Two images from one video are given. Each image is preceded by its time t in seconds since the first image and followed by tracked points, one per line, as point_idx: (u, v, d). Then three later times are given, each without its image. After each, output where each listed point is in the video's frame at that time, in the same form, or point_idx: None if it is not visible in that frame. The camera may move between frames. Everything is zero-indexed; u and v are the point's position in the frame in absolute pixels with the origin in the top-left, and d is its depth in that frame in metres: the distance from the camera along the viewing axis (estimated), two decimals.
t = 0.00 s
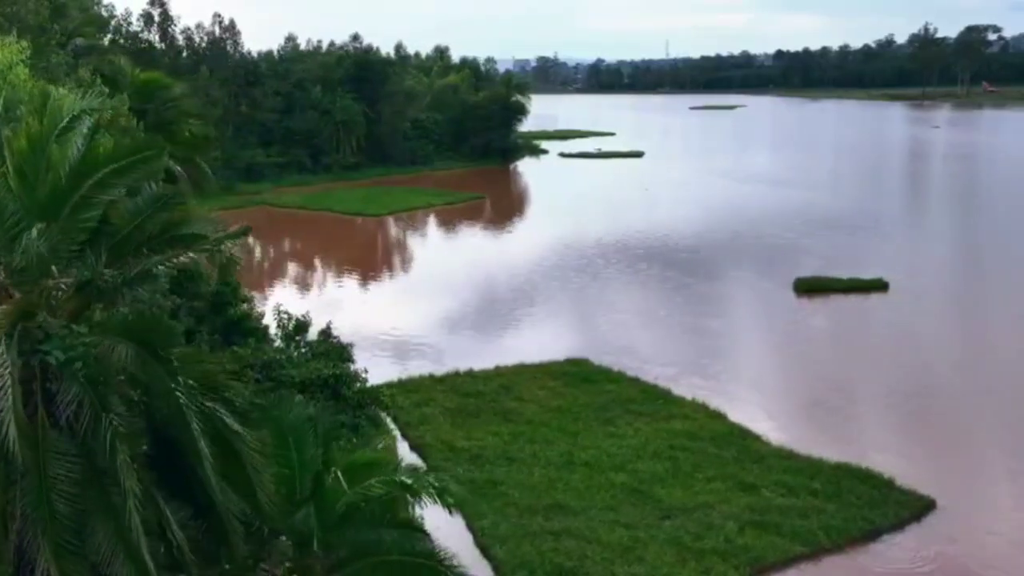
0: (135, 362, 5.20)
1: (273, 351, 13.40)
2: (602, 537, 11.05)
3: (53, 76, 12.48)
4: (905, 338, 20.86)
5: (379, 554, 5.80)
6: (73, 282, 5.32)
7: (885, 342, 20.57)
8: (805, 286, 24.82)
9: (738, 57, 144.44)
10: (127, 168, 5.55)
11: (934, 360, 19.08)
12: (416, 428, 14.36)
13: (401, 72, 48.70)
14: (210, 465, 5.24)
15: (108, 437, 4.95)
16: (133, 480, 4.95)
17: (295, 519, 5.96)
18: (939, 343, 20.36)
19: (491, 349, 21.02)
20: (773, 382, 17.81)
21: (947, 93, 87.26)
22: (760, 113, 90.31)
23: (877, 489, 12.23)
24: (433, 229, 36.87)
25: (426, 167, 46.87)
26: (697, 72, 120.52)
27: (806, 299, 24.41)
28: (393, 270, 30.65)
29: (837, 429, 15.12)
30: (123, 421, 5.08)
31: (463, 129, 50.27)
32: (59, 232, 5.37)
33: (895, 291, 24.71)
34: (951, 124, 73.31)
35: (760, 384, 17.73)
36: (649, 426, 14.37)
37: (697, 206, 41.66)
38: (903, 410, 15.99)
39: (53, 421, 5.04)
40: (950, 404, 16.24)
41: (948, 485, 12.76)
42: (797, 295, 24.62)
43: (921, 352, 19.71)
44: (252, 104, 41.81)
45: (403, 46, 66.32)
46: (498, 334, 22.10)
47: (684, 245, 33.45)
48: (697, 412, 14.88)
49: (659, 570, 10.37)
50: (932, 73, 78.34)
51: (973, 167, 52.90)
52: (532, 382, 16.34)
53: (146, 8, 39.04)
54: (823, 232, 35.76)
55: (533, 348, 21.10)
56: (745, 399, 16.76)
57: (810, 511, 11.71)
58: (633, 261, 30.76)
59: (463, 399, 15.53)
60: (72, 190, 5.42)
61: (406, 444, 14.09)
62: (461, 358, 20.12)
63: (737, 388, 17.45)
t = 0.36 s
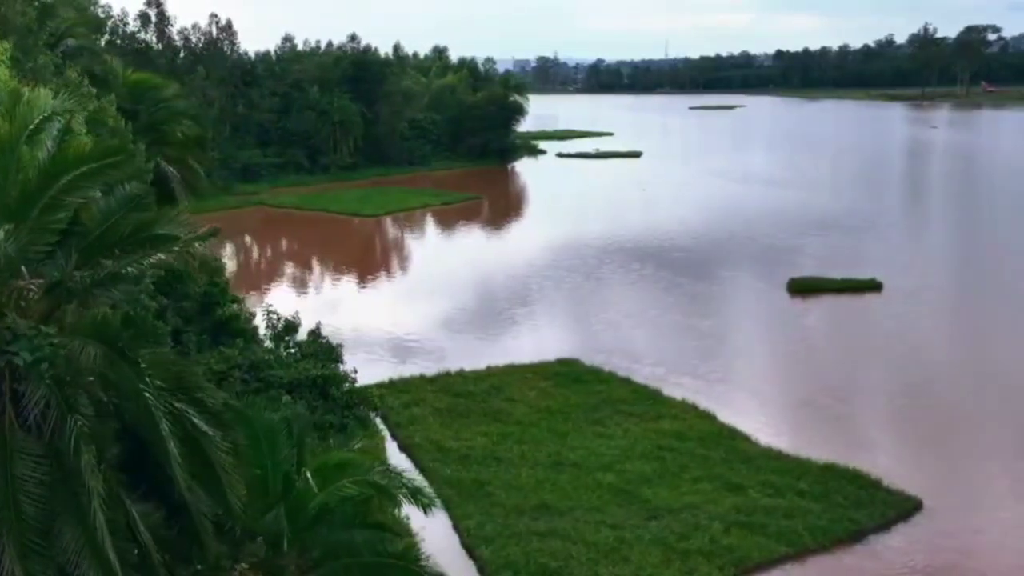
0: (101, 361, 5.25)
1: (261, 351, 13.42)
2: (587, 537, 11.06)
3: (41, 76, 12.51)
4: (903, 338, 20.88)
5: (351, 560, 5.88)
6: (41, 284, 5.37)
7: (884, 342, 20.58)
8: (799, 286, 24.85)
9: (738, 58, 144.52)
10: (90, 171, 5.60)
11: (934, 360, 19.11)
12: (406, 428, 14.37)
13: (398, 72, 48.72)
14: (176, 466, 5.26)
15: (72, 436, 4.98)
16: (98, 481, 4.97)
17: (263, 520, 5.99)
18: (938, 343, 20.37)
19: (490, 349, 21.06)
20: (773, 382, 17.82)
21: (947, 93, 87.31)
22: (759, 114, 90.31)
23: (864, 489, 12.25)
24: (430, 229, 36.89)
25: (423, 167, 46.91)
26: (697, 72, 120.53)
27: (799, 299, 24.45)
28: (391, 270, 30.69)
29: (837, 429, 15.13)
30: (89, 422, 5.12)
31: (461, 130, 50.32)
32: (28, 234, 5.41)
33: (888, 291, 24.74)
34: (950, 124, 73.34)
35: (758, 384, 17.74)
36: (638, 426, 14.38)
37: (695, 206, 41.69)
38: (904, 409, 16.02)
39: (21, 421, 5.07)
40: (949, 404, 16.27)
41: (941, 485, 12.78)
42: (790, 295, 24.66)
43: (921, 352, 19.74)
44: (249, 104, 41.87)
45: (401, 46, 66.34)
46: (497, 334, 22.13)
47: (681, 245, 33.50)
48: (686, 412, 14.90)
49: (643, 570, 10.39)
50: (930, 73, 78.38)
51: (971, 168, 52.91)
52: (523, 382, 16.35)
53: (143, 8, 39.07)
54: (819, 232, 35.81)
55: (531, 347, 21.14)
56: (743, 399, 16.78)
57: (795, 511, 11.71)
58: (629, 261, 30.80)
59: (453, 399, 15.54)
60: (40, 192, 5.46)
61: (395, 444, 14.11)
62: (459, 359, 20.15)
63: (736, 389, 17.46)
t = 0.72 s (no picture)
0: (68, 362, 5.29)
1: (250, 351, 13.42)
2: (572, 537, 11.06)
3: (32, 75, 12.48)
4: (901, 338, 20.91)
5: (324, 560, 5.90)
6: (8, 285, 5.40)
7: (881, 342, 20.61)
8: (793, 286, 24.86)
9: (738, 58, 144.53)
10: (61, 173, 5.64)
11: (930, 360, 19.13)
12: (394, 428, 14.38)
13: (396, 72, 48.72)
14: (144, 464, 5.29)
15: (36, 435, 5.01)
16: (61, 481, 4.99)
17: (234, 519, 6.02)
18: (936, 342, 20.41)
19: (489, 349, 21.06)
20: (772, 381, 17.83)
21: (946, 93, 87.29)
22: (758, 114, 90.32)
23: (851, 489, 12.25)
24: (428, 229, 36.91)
25: (421, 167, 46.92)
26: (696, 71, 120.55)
27: (793, 300, 24.47)
28: (388, 271, 30.70)
29: (835, 429, 15.14)
30: (55, 420, 5.16)
31: (458, 130, 50.33)
32: None
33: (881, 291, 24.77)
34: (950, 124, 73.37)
35: (756, 383, 17.75)
36: (627, 426, 14.38)
37: (692, 207, 41.69)
38: (902, 409, 16.04)
39: None
40: (946, 404, 16.31)
41: (934, 485, 12.80)
42: (784, 296, 24.68)
43: (919, 352, 19.77)
44: (246, 104, 41.88)
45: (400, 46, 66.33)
46: (495, 335, 22.14)
47: (678, 245, 33.51)
48: (675, 413, 14.90)
49: (628, 570, 10.39)
50: (930, 74, 78.37)
51: (969, 168, 52.90)
52: (513, 383, 16.35)
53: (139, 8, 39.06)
54: (815, 232, 35.83)
55: (529, 348, 21.15)
56: (742, 400, 16.78)
57: (781, 512, 11.71)
58: (625, 261, 30.81)
59: (443, 399, 15.55)
60: (10, 194, 5.51)
61: (384, 445, 14.12)
62: (458, 359, 20.15)
63: (732, 389, 17.47)
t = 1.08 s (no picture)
0: (39, 362, 5.30)
1: (240, 351, 13.41)
2: (559, 538, 11.07)
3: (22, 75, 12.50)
4: (901, 338, 20.89)
5: (297, 561, 5.95)
6: None
7: (881, 343, 20.57)
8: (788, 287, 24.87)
9: (739, 58, 144.55)
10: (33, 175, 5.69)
11: (927, 360, 19.11)
12: (385, 429, 14.39)
13: (394, 72, 48.74)
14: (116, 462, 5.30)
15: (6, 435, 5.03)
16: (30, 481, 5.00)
17: (209, 519, 6.02)
18: (936, 342, 20.38)
19: (489, 349, 21.08)
20: (772, 382, 17.79)
21: (946, 93, 87.28)
22: (758, 114, 90.30)
23: (839, 490, 12.25)
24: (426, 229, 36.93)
25: (418, 167, 46.94)
26: (696, 71, 120.59)
27: (787, 300, 24.48)
28: (386, 270, 30.73)
29: (834, 429, 15.11)
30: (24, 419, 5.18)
31: (456, 130, 50.36)
32: None
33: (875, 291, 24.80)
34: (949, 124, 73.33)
35: (756, 384, 17.71)
36: (617, 427, 14.39)
37: (690, 206, 41.71)
38: (900, 409, 16.02)
39: None
40: (944, 403, 16.29)
41: (928, 485, 12.79)
42: (778, 296, 24.69)
43: (919, 352, 19.73)
44: (244, 104, 41.86)
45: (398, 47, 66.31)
46: (494, 335, 22.16)
47: (674, 245, 33.52)
48: (666, 413, 14.91)
49: (615, 570, 10.40)
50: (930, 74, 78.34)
51: (968, 168, 52.89)
52: (504, 383, 16.34)
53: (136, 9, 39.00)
54: (812, 232, 35.84)
55: (529, 347, 21.17)
56: (742, 400, 16.75)
57: (769, 512, 11.72)
58: (622, 262, 30.84)
59: (433, 399, 15.55)
60: None
61: (374, 445, 14.13)
62: (460, 359, 20.17)
63: (726, 389, 17.45)
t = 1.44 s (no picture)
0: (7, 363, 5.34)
1: (227, 352, 13.42)
2: (544, 539, 11.09)
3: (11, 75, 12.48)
4: (899, 338, 20.92)
5: (270, 563, 6.04)
6: None
7: (880, 343, 20.58)
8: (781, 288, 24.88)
9: (738, 59, 144.61)
10: None
11: (925, 360, 19.14)
12: (374, 429, 14.40)
13: (390, 72, 48.74)
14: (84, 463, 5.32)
15: None
16: None
17: (178, 521, 6.05)
18: (935, 342, 20.40)
19: (489, 348, 21.11)
20: (770, 382, 17.80)
21: (946, 93, 87.30)
22: (756, 114, 90.24)
23: (826, 491, 12.26)
24: (424, 229, 36.96)
25: (415, 168, 46.96)
26: (696, 71, 120.62)
27: (780, 301, 24.48)
28: (383, 270, 30.77)
29: (831, 430, 15.12)
30: None
31: (453, 131, 50.37)
32: None
33: (870, 291, 24.82)
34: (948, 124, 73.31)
35: (755, 384, 17.72)
36: (605, 428, 14.39)
37: (687, 206, 41.73)
38: (896, 410, 16.04)
39: None
40: (941, 403, 16.31)
41: (921, 485, 12.81)
42: (771, 297, 24.69)
43: (918, 352, 19.74)
44: (240, 104, 41.84)
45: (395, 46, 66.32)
46: (494, 334, 22.18)
47: (670, 245, 33.55)
48: (655, 414, 14.91)
49: (598, 570, 10.42)
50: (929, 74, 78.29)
51: (966, 168, 52.89)
52: (494, 384, 16.35)
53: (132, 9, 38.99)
54: (808, 232, 35.87)
55: (528, 348, 21.19)
56: (740, 400, 16.75)
57: (754, 513, 11.72)
58: (616, 261, 30.88)
59: (422, 400, 15.56)
60: None
61: (363, 446, 14.14)
62: (460, 359, 20.19)
63: (718, 389, 17.46)
